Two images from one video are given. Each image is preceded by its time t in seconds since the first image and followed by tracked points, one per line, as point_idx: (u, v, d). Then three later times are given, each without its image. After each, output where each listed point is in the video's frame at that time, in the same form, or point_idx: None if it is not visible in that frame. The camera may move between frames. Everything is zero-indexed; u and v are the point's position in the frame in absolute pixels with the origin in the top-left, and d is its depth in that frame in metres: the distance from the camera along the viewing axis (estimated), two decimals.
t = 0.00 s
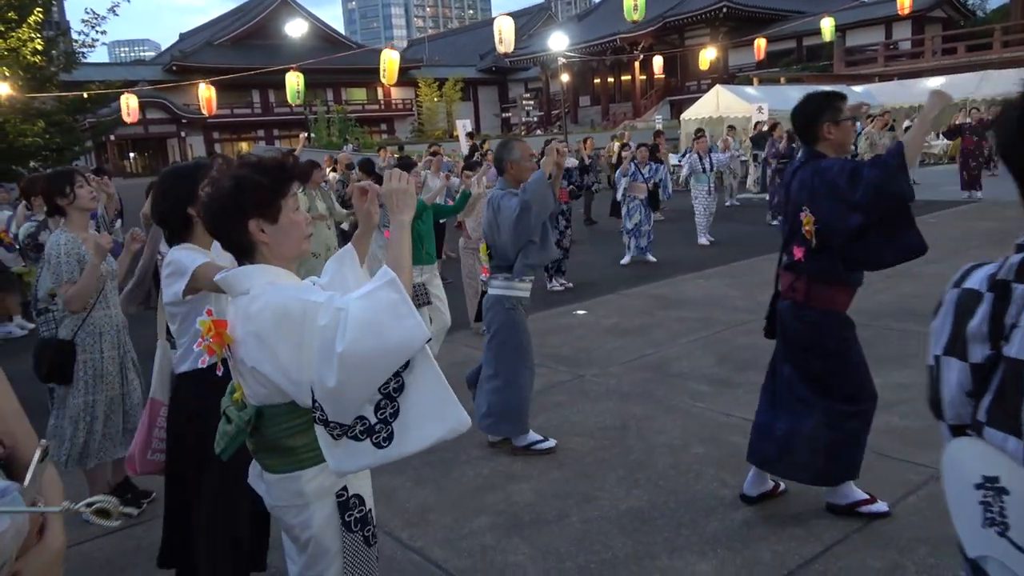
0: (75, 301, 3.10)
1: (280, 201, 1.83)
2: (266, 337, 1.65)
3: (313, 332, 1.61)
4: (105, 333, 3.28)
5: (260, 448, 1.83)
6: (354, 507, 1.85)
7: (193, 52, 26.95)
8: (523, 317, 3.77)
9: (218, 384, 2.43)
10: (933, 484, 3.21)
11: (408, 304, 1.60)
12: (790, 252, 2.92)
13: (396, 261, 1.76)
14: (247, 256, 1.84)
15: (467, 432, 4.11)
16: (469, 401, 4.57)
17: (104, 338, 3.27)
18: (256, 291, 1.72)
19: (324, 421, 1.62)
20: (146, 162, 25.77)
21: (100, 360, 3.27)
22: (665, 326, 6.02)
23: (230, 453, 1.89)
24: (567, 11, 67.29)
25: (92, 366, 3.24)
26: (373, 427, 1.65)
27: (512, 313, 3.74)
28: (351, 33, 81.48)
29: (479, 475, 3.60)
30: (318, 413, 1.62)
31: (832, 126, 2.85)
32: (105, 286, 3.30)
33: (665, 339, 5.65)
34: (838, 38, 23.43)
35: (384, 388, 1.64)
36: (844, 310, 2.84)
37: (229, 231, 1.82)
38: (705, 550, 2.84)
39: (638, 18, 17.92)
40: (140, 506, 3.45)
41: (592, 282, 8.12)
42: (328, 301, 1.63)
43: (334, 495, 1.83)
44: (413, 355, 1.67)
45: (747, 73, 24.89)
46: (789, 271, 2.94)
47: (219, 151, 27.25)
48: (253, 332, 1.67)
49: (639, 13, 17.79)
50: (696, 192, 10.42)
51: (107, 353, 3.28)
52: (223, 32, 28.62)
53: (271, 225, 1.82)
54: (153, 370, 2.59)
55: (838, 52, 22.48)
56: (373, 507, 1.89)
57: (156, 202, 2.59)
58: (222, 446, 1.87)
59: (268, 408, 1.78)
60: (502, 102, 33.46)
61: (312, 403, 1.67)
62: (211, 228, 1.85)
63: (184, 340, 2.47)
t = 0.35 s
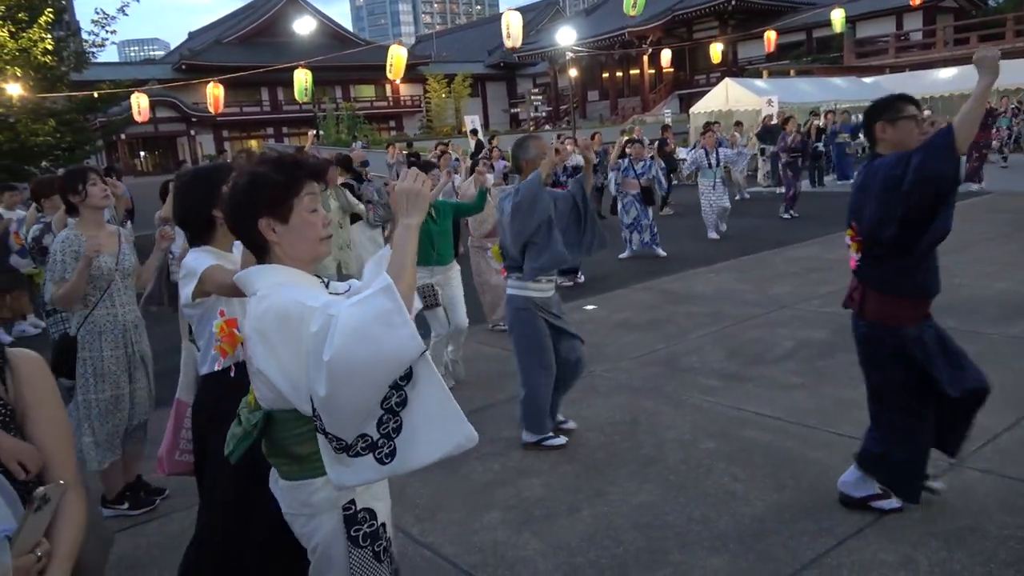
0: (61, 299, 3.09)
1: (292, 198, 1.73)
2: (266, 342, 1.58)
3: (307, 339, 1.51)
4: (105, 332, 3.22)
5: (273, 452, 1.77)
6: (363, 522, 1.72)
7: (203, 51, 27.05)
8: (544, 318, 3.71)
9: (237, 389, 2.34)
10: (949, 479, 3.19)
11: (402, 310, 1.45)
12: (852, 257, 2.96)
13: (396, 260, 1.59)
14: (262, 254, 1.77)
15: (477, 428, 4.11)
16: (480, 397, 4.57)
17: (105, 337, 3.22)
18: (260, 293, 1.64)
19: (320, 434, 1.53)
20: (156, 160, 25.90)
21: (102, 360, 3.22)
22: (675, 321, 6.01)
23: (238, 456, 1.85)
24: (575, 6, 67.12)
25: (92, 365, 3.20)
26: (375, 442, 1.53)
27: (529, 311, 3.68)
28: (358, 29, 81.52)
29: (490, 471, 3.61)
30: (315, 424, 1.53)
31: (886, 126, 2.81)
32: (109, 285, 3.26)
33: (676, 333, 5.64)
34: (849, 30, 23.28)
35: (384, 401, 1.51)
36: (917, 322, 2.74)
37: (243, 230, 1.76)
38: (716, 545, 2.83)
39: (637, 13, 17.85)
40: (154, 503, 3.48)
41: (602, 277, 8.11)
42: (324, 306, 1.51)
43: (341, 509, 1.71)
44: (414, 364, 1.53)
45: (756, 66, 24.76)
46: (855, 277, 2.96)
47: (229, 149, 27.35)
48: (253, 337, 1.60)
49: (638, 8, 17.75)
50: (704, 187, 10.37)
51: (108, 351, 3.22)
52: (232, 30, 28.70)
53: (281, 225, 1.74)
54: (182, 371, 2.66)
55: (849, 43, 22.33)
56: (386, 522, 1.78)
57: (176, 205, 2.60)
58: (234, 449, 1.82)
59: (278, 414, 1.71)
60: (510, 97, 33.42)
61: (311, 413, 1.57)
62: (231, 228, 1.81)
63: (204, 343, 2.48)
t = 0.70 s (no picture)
0: (62, 299, 3.15)
1: (325, 198, 1.68)
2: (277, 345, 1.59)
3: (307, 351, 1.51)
4: (114, 332, 3.25)
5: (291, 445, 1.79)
6: (370, 532, 1.66)
7: (213, 49, 27.20)
8: (578, 317, 3.62)
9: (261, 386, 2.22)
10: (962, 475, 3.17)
11: (398, 341, 1.42)
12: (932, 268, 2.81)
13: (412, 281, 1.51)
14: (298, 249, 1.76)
15: (489, 425, 4.12)
16: (492, 393, 4.58)
17: (113, 337, 3.25)
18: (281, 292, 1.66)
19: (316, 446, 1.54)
20: (168, 158, 26.09)
21: (108, 359, 3.25)
22: (686, 316, 6.01)
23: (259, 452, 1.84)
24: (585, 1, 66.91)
25: (99, 363, 3.25)
26: (361, 465, 1.52)
27: (560, 312, 3.64)
28: (368, 25, 81.69)
29: (501, 468, 3.62)
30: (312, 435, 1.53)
31: (964, 122, 2.73)
32: (121, 286, 3.26)
33: (687, 329, 5.63)
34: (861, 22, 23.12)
35: (375, 427, 1.50)
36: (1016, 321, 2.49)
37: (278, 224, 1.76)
38: (726, 541, 2.83)
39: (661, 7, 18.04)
40: (166, 502, 3.45)
41: (613, 273, 8.11)
42: (327, 320, 1.50)
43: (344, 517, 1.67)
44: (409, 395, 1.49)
45: (767, 59, 24.63)
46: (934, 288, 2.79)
47: (240, 147, 27.49)
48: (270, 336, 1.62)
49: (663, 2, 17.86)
50: (715, 182, 10.30)
51: (113, 351, 3.24)
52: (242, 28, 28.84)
53: (310, 224, 1.70)
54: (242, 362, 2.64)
55: (860, 35, 22.20)
56: (401, 533, 1.70)
57: (233, 200, 2.56)
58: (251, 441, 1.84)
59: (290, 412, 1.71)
60: (520, 93, 33.39)
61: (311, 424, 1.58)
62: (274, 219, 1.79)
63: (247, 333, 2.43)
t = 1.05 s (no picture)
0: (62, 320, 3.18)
1: (343, 221, 1.67)
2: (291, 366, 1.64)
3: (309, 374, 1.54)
4: (112, 352, 3.23)
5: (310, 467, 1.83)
6: (391, 554, 1.68)
7: (200, 70, 27.26)
8: (572, 340, 3.64)
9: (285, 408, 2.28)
10: (940, 492, 3.22)
11: (384, 363, 1.43)
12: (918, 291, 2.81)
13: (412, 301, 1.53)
14: (317, 272, 1.76)
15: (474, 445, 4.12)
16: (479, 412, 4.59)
17: (110, 357, 3.22)
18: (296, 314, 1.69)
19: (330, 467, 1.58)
20: (152, 178, 25.99)
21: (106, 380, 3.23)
22: (671, 336, 6.06)
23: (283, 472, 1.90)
24: (570, 23, 67.68)
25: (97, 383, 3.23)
26: (380, 483, 1.57)
27: (556, 334, 3.66)
28: (354, 47, 82.05)
29: (485, 489, 3.62)
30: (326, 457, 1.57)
31: (957, 149, 2.78)
32: (120, 305, 3.25)
33: (671, 348, 5.68)
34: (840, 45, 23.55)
35: (386, 447, 1.55)
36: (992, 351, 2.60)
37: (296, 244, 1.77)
38: (708, 561, 2.85)
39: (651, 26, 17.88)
40: (146, 526, 3.42)
41: (597, 292, 8.17)
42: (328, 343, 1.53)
43: (364, 539, 1.69)
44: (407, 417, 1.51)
45: (749, 81, 24.98)
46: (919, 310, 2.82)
47: (225, 167, 27.46)
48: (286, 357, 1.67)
49: (652, 20, 17.71)
50: (699, 204, 10.34)
51: (110, 372, 3.22)
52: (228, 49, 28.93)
53: (330, 244, 1.69)
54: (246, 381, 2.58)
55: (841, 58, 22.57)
56: (425, 556, 1.72)
57: (239, 221, 2.55)
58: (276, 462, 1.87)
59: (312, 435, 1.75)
60: (505, 114, 33.62)
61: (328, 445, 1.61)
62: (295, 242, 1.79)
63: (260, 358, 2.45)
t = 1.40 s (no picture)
0: None
1: (275, 229, 1.65)
2: (223, 383, 1.55)
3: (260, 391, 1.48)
4: (45, 366, 3.11)
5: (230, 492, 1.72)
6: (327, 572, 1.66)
7: (132, 75, 26.46)
8: (485, 337, 3.74)
9: (191, 422, 2.26)
10: (866, 486, 3.36)
11: (354, 381, 1.42)
12: (792, 280, 2.79)
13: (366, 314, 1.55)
14: (238, 285, 1.70)
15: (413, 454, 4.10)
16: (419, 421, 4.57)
17: (44, 372, 3.10)
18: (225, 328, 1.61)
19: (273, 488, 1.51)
20: (82, 186, 25.10)
21: (41, 395, 3.10)
22: (611, 340, 6.14)
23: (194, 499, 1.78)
24: (511, 30, 68.05)
25: (31, 399, 3.09)
26: (328, 508, 1.51)
27: (474, 332, 3.73)
28: (293, 53, 80.85)
29: (426, 497, 3.61)
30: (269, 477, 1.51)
31: (845, 144, 2.82)
32: (49, 318, 3.15)
33: (611, 353, 5.76)
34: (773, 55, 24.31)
35: (338, 468, 1.48)
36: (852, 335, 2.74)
37: (211, 255, 1.70)
38: (648, 561, 2.90)
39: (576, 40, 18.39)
40: (76, 543, 3.32)
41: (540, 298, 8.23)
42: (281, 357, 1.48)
43: (300, 560, 1.64)
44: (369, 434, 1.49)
45: (687, 89, 25.55)
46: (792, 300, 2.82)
47: (159, 174, 26.70)
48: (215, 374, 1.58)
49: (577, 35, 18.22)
50: (636, 209, 10.53)
51: (46, 387, 3.09)
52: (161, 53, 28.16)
53: (264, 253, 1.65)
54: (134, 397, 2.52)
55: (774, 67, 23.19)
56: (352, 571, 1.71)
57: (134, 232, 2.50)
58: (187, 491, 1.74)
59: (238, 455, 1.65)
60: (447, 120, 33.58)
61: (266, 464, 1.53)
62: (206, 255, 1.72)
63: (161, 369, 2.39)
